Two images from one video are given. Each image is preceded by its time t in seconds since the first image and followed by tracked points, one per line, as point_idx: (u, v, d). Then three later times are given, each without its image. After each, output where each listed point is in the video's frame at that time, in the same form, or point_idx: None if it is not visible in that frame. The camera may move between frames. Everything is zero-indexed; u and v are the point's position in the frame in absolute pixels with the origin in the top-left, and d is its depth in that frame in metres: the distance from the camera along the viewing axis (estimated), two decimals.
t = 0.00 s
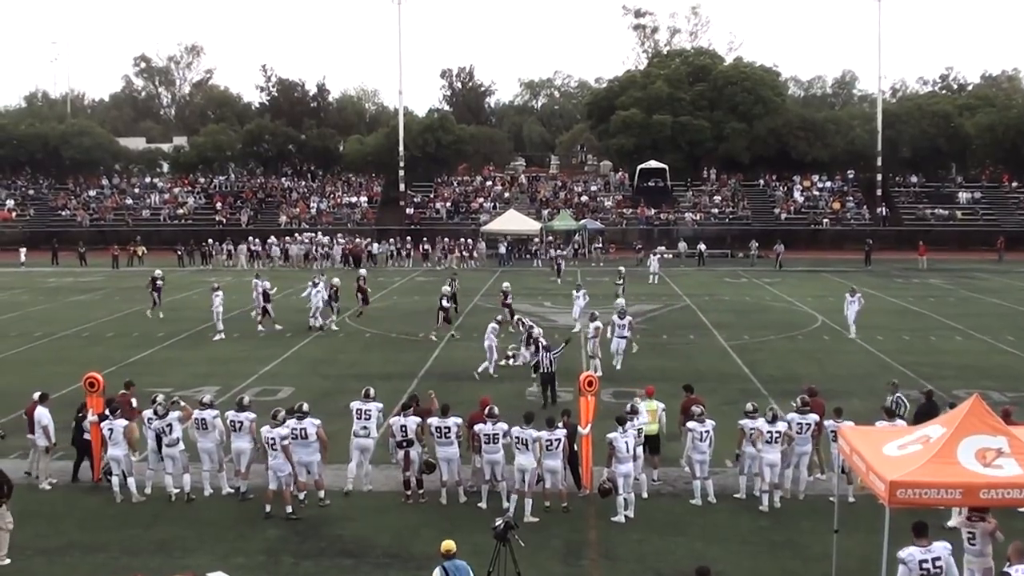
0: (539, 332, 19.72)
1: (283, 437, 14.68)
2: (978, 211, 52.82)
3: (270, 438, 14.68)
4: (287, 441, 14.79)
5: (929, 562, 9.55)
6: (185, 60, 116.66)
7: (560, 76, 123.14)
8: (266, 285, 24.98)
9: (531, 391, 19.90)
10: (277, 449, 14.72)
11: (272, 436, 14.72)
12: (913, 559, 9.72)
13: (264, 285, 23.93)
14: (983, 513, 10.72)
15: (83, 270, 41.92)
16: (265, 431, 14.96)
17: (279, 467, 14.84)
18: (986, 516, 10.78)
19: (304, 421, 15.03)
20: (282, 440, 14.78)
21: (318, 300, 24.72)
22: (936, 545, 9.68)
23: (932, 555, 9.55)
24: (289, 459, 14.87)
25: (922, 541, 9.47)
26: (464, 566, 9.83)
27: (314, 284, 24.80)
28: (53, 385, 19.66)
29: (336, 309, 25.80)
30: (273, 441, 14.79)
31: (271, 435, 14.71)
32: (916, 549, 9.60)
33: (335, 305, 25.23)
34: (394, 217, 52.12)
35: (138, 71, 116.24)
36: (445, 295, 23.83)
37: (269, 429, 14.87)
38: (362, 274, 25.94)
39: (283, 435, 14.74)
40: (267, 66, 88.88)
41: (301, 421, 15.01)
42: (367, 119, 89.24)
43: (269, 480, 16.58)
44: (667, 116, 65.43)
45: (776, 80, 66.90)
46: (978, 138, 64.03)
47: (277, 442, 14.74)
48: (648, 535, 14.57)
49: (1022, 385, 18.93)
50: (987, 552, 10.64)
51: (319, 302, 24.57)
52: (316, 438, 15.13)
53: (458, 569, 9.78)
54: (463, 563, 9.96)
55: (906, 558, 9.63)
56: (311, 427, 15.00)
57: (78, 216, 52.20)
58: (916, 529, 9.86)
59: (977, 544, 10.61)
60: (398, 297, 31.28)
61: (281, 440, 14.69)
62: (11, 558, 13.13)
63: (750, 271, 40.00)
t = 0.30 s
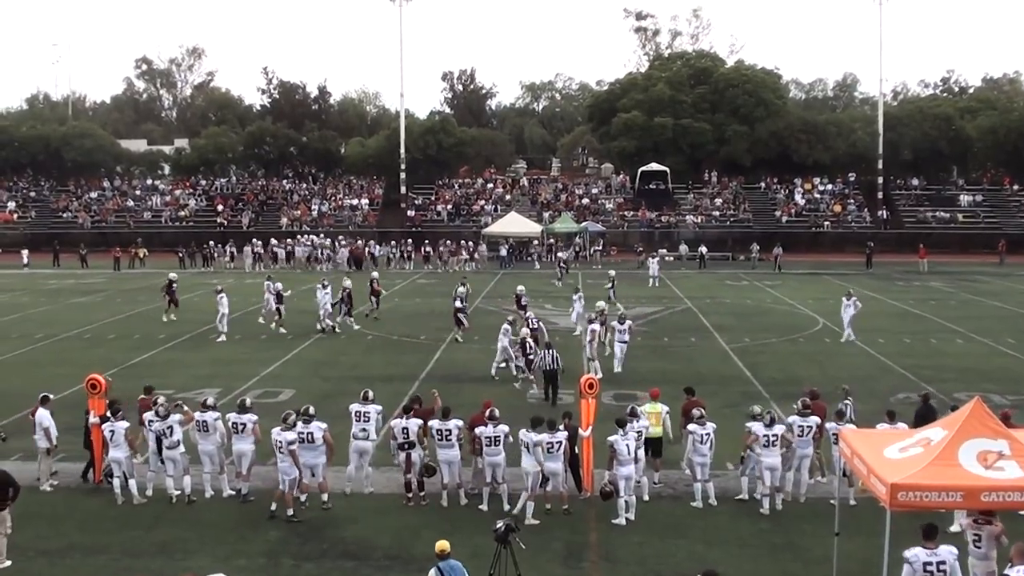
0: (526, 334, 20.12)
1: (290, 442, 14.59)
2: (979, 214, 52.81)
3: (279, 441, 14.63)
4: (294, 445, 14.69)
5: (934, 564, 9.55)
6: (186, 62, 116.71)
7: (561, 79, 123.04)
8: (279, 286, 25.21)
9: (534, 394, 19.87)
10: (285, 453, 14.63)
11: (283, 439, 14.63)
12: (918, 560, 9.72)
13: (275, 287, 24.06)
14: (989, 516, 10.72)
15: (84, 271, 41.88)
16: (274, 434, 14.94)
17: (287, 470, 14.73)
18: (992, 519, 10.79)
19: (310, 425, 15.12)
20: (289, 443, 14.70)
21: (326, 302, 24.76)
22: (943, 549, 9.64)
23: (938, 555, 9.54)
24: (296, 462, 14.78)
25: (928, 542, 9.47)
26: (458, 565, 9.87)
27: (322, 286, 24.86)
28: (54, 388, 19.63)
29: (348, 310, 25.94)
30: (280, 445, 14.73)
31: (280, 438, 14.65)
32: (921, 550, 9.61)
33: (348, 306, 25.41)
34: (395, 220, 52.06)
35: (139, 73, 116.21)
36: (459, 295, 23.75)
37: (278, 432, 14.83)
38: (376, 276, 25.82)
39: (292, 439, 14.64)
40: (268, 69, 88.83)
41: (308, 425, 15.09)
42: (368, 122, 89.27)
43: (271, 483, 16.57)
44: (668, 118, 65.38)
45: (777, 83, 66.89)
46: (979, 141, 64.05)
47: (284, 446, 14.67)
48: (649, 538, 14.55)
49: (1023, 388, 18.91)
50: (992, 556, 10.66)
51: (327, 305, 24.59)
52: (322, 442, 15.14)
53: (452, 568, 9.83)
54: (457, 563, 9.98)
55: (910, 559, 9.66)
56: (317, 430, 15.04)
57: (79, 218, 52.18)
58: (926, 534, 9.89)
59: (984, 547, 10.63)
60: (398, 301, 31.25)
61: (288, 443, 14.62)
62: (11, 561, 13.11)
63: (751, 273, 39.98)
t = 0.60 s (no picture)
0: (517, 331, 20.41)
1: (297, 445, 14.60)
2: (983, 216, 52.82)
3: (286, 443, 14.63)
4: (300, 447, 14.70)
5: (946, 563, 9.53)
6: (190, 63, 116.88)
7: (564, 80, 123.00)
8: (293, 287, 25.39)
9: (536, 397, 19.87)
10: (292, 454, 14.65)
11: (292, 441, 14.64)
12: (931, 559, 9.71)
13: (288, 286, 24.20)
14: (993, 517, 10.75)
15: (87, 271, 41.90)
16: (284, 436, 14.94)
17: (293, 471, 14.83)
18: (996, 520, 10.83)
19: (320, 426, 15.02)
20: (296, 446, 14.69)
21: (338, 304, 24.79)
22: (959, 550, 9.58)
23: (951, 555, 9.52)
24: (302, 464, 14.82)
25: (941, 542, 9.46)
26: (449, 562, 9.91)
27: (334, 288, 24.89)
28: (58, 388, 19.61)
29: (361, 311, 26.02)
30: (287, 447, 14.74)
31: (287, 440, 14.66)
32: (935, 549, 9.59)
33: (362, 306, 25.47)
34: (398, 221, 52.01)
35: (142, 74, 116.36)
36: (476, 297, 23.63)
37: (287, 434, 14.82)
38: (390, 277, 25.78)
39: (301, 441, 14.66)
40: (272, 70, 88.93)
41: (318, 426, 15.01)
42: (371, 123, 89.39)
43: (275, 483, 16.57)
44: (671, 119, 65.37)
45: (780, 84, 66.92)
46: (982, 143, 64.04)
47: (290, 448, 14.71)
48: (653, 540, 14.53)
49: None
50: (996, 557, 10.66)
51: (339, 307, 24.62)
52: (332, 443, 15.15)
53: (443, 565, 9.87)
54: (448, 560, 10.03)
55: (924, 556, 9.67)
56: (327, 432, 15.02)
57: (83, 219, 52.20)
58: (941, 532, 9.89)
59: (986, 548, 10.63)
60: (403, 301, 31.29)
61: (295, 445, 14.63)
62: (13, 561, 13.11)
63: (756, 275, 39.98)
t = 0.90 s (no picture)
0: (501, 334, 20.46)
1: (300, 445, 14.61)
2: (985, 218, 52.81)
3: (292, 443, 14.64)
4: (305, 447, 14.71)
5: (958, 562, 9.51)
6: (192, 64, 116.86)
7: (566, 80, 122.91)
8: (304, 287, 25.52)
9: (539, 397, 19.87)
10: (297, 456, 14.66)
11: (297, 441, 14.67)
12: (943, 558, 9.68)
13: (300, 286, 24.33)
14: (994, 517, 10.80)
15: (90, 272, 41.90)
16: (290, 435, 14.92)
17: (298, 472, 14.81)
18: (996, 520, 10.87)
19: (330, 427, 15.01)
20: (301, 446, 14.71)
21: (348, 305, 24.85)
22: (972, 550, 9.55)
23: (963, 554, 9.50)
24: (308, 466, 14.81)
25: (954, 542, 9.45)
26: (446, 559, 9.97)
27: (345, 290, 25.00)
28: (60, 388, 19.63)
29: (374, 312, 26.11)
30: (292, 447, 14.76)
31: (294, 441, 14.66)
32: (949, 548, 9.57)
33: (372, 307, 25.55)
34: (401, 221, 52.02)
35: (145, 75, 116.29)
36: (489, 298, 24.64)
37: (293, 434, 14.83)
38: (400, 278, 25.81)
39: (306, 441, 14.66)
40: (275, 71, 88.92)
41: (328, 427, 14.99)
42: (374, 124, 89.40)
43: (278, 483, 16.55)
44: (674, 120, 65.36)
45: (783, 85, 66.96)
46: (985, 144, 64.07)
47: (297, 449, 14.71)
48: (655, 541, 14.54)
49: None
50: (997, 557, 10.68)
51: (348, 307, 24.67)
52: (341, 445, 15.13)
53: (441, 561, 9.92)
54: (447, 557, 10.08)
55: (936, 554, 9.66)
56: (336, 433, 15.01)
57: (86, 220, 52.20)
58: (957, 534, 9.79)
59: (986, 547, 10.67)
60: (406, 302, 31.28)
61: (299, 445, 14.62)
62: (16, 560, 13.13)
63: (759, 276, 39.99)
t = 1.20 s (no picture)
0: (492, 331, 20.42)
1: (314, 444, 14.57)
2: (987, 219, 52.81)
3: (304, 442, 14.62)
4: (317, 447, 14.67)
5: (961, 560, 9.50)
6: (195, 65, 116.98)
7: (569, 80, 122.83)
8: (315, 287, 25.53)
9: (541, 398, 19.87)
10: (310, 454, 14.62)
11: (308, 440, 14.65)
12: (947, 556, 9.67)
13: (310, 288, 24.31)
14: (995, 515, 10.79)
15: (91, 273, 41.87)
16: (302, 435, 14.90)
17: (310, 472, 14.76)
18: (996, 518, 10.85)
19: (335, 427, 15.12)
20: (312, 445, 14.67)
21: (357, 307, 24.82)
22: (975, 549, 9.56)
23: (968, 553, 9.48)
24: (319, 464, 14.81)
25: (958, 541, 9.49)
26: (445, 556, 10.02)
27: (355, 290, 25.00)
28: (63, 389, 19.67)
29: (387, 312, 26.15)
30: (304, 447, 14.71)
31: (305, 439, 14.64)
32: (953, 546, 9.57)
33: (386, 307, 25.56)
34: (403, 223, 52.04)
35: (147, 76, 116.32)
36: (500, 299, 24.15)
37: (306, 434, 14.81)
38: (414, 279, 25.78)
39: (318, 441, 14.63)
40: (277, 72, 88.95)
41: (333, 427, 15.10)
42: (376, 125, 89.45)
43: (281, 484, 16.56)
44: (676, 121, 65.34)
45: (785, 86, 66.99)
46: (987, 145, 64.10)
47: (307, 448, 14.68)
48: (657, 542, 14.55)
49: None
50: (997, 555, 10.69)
51: (357, 308, 24.63)
52: (346, 445, 15.21)
53: (440, 558, 9.97)
54: (447, 554, 10.11)
55: (940, 553, 9.66)
56: (342, 434, 15.13)
57: (88, 221, 52.25)
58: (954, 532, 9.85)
59: (985, 544, 10.69)
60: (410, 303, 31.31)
61: (312, 444, 14.58)
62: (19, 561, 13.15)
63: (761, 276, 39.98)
